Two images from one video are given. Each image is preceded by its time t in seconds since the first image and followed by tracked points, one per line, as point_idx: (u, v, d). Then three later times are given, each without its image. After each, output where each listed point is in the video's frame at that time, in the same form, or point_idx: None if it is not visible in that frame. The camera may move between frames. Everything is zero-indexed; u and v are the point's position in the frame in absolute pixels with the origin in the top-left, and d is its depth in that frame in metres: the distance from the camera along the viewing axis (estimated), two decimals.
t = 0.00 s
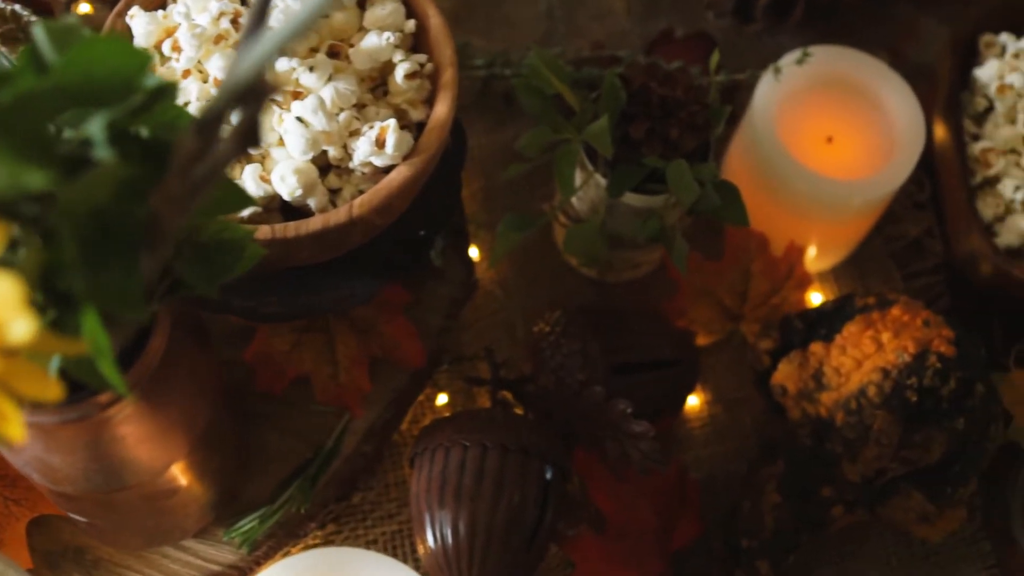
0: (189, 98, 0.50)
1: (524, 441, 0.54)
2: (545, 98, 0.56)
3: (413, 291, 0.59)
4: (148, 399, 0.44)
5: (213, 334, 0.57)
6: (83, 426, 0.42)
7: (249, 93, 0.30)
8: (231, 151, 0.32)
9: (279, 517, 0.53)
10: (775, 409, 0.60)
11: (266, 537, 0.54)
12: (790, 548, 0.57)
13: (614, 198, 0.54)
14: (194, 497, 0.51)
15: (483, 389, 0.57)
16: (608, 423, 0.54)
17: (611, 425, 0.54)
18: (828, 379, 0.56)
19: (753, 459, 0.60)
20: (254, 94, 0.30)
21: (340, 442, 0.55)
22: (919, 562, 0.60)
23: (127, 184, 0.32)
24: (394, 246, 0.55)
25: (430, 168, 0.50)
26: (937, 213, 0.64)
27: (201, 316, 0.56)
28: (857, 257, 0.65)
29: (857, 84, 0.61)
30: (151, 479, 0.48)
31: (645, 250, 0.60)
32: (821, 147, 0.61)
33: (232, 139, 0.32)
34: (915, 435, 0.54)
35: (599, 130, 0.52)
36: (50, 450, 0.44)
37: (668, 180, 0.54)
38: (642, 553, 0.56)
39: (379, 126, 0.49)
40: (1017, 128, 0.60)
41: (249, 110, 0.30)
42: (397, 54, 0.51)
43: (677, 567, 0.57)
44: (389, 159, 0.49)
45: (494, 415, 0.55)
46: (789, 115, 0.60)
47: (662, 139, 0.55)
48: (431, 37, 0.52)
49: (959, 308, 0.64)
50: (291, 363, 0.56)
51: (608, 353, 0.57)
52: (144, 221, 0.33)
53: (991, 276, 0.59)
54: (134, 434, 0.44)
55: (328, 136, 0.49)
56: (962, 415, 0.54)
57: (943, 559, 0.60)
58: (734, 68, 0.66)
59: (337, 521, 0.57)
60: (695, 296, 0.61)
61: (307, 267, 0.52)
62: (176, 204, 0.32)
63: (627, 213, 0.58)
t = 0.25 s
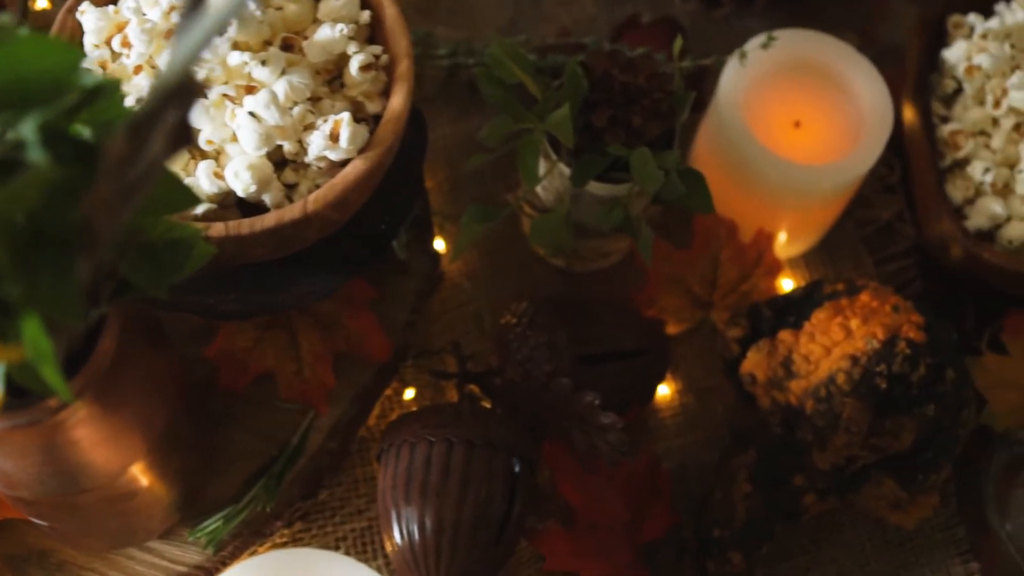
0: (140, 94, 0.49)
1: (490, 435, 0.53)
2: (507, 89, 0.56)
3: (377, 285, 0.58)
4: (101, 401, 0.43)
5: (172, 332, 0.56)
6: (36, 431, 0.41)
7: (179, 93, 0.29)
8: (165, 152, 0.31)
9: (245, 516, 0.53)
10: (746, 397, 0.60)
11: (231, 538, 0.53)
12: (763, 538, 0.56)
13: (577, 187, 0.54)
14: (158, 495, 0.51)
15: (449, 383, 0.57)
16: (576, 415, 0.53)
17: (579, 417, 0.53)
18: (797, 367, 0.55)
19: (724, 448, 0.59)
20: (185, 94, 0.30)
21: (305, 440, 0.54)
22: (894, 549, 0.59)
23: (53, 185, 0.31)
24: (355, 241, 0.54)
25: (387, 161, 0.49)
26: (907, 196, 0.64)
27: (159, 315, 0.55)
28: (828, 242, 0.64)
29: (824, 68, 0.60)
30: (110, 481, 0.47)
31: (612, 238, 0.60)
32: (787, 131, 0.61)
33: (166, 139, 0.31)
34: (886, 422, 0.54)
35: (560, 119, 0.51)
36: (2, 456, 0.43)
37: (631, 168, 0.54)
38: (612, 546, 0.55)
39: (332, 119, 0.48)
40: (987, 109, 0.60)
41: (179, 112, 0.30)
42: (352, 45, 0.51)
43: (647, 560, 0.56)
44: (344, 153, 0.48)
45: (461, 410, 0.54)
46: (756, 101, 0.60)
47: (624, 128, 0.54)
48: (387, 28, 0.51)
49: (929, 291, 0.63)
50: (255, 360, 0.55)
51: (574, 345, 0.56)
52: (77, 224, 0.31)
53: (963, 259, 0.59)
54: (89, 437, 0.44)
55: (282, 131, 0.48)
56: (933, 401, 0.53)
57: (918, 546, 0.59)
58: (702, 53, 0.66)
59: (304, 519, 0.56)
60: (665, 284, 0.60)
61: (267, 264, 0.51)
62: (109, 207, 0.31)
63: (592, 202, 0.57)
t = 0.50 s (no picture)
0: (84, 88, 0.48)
1: (450, 428, 0.52)
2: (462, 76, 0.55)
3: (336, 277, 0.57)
4: (46, 401, 0.42)
5: (128, 330, 0.56)
6: None
7: (98, 86, 0.28)
8: (87, 148, 0.31)
9: (203, 514, 0.52)
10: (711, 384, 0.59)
11: (190, 536, 0.53)
12: (729, 527, 0.55)
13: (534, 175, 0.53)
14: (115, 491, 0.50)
15: (410, 375, 0.56)
16: (537, 406, 0.53)
17: (540, 408, 0.53)
18: (760, 354, 0.54)
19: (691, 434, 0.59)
20: (104, 87, 0.29)
21: (264, 434, 0.54)
22: (864, 535, 0.58)
23: None
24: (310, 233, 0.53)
25: (336, 152, 0.49)
26: (873, 178, 0.63)
27: (109, 310, 0.54)
28: (794, 225, 0.63)
29: (786, 50, 0.59)
30: (60, 481, 0.46)
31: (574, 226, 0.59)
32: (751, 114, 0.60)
33: (88, 134, 0.30)
34: (849, 407, 0.53)
35: (514, 107, 0.50)
36: None
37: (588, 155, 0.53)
38: (577, 537, 0.55)
39: (279, 111, 0.47)
40: (950, 90, 0.59)
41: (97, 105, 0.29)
42: (300, 36, 0.50)
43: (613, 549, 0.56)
44: (292, 145, 0.47)
45: (421, 402, 0.54)
46: (716, 85, 0.59)
47: (581, 115, 0.54)
48: (335, 17, 0.50)
49: (896, 273, 0.63)
50: (213, 355, 0.54)
51: (537, 335, 0.55)
52: None
53: (927, 242, 0.58)
54: (38, 438, 0.43)
55: (229, 123, 0.48)
56: (896, 385, 0.53)
57: (887, 529, 0.58)
58: (664, 38, 0.65)
59: (265, 515, 0.56)
60: (627, 269, 0.59)
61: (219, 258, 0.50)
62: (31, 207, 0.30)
63: (551, 190, 0.56)
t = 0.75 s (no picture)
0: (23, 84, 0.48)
1: (406, 420, 0.52)
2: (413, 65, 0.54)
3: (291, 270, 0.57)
4: None
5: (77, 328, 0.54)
6: None
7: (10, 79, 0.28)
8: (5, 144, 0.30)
9: (158, 512, 0.52)
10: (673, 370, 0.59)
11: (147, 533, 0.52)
12: (693, 513, 0.55)
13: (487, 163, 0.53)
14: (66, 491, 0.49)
15: (367, 367, 0.56)
16: (494, 396, 0.52)
17: (498, 399, 0.52)
18: (720, 339, 0.54)
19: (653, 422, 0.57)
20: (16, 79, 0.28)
21: (221, 429, 0.53)
22: (829, 517, 0.58)
23: None
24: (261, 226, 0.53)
25: (282, 144, 0.48)
26: (835, 159, 0.63)
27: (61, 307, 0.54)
28: (755, 208, 0.63)
29: (741, 32, 0.59)
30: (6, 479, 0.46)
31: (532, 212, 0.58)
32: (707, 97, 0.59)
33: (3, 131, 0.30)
34: (808, 391, 0.52)
35: (464, 94, 0.49)
36: None
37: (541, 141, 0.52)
38: (539, 526, 0.54)
39: (220, 103, 0.47)
40: (908, 68, 0.58)
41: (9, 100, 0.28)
42: (242, 26, 0.49)
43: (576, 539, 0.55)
44: (235, 138, 0.47)
45: (379, 393, 0.53)
46: (671, 70, 0.58)
47: (533, 101, 0.53)
48: (277, 7, 0.50)
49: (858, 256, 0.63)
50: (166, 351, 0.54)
51: (494, 324, 0.55)
52: None
53: (888, 223, 0.58)
54: None
55: (172, 116, 0.47)
56: (856, 367, 0.52)
57: (852, 513, 0.58)
58: (620, 22, 0.64)
59: (224, 512, 0.55)
60: (586, 256, 0.58)
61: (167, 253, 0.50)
62: None
63: (507, 177, 0.56)
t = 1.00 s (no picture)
0: None
1: (361, 411, 0.51)
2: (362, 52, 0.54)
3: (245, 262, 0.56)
4: None
5: (27, 329, 0.54)
6: None
7: None
8: None
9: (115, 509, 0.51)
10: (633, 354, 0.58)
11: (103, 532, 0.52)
12: (656, 498, 0.54)
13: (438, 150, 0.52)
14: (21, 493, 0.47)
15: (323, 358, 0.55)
16: (451, 385, 0.52)
17: (455, 388, 0.52)
18: (677, 322, 0.53)
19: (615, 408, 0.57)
20: None
21: (175, 427, 0.53)
22: (794, 499, 0.58)
23: None
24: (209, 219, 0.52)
25: (225, 135, 0.48)
26: (794, 138, 0.63)
27: (10, 306, 0.53)
28: (715, 189, 0.62)
29: (694, 12, 0.58)
30: None
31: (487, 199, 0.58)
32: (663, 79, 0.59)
33: None
34: (767, 372, 0.52)
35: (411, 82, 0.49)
36: None
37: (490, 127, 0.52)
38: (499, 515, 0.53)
39: (159, 95, 0.46)
40: (864, 45, 0.58)
41: None
42: (182, 17, 0.49)
43: (539, 529, 0.54)
44: (175, 130, 0.46)
45: (336, 384, 0.53)
46: (625, 52, 0.58)
47: (482, 86, 0.53)
48: None
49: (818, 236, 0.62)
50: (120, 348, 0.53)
51: (451, 312, 0.54)
52: None
53: (847, 202, 0.57)
54: None
55: (112, 109, 0.47)
56: (814, 348, 0.52)
57: (817, 494, 0.57)
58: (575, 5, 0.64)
59: (182, 508, 0.55)
60: (543, 243, 0.58)
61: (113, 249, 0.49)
62: None
63: (460, 163, 0.55)
